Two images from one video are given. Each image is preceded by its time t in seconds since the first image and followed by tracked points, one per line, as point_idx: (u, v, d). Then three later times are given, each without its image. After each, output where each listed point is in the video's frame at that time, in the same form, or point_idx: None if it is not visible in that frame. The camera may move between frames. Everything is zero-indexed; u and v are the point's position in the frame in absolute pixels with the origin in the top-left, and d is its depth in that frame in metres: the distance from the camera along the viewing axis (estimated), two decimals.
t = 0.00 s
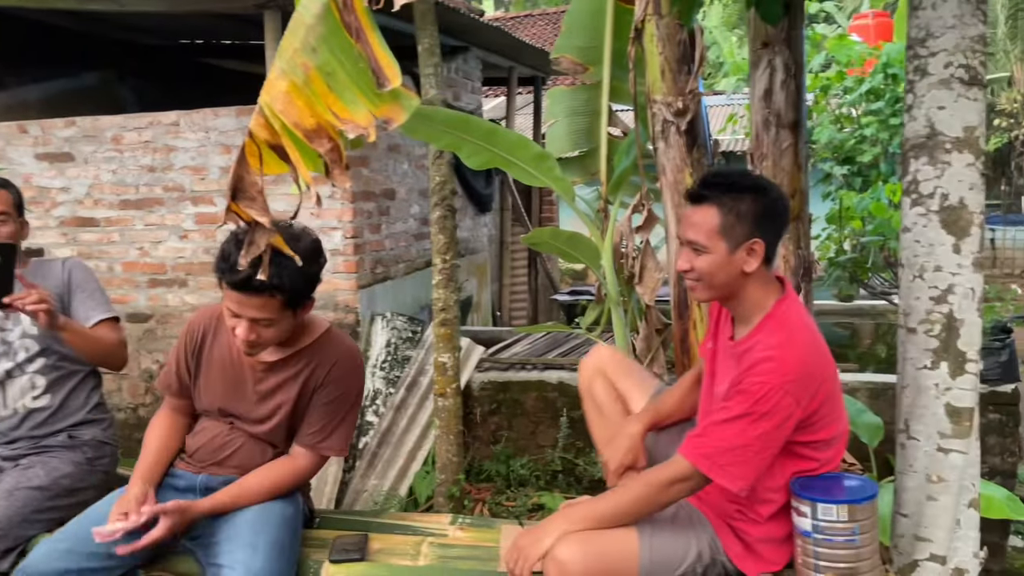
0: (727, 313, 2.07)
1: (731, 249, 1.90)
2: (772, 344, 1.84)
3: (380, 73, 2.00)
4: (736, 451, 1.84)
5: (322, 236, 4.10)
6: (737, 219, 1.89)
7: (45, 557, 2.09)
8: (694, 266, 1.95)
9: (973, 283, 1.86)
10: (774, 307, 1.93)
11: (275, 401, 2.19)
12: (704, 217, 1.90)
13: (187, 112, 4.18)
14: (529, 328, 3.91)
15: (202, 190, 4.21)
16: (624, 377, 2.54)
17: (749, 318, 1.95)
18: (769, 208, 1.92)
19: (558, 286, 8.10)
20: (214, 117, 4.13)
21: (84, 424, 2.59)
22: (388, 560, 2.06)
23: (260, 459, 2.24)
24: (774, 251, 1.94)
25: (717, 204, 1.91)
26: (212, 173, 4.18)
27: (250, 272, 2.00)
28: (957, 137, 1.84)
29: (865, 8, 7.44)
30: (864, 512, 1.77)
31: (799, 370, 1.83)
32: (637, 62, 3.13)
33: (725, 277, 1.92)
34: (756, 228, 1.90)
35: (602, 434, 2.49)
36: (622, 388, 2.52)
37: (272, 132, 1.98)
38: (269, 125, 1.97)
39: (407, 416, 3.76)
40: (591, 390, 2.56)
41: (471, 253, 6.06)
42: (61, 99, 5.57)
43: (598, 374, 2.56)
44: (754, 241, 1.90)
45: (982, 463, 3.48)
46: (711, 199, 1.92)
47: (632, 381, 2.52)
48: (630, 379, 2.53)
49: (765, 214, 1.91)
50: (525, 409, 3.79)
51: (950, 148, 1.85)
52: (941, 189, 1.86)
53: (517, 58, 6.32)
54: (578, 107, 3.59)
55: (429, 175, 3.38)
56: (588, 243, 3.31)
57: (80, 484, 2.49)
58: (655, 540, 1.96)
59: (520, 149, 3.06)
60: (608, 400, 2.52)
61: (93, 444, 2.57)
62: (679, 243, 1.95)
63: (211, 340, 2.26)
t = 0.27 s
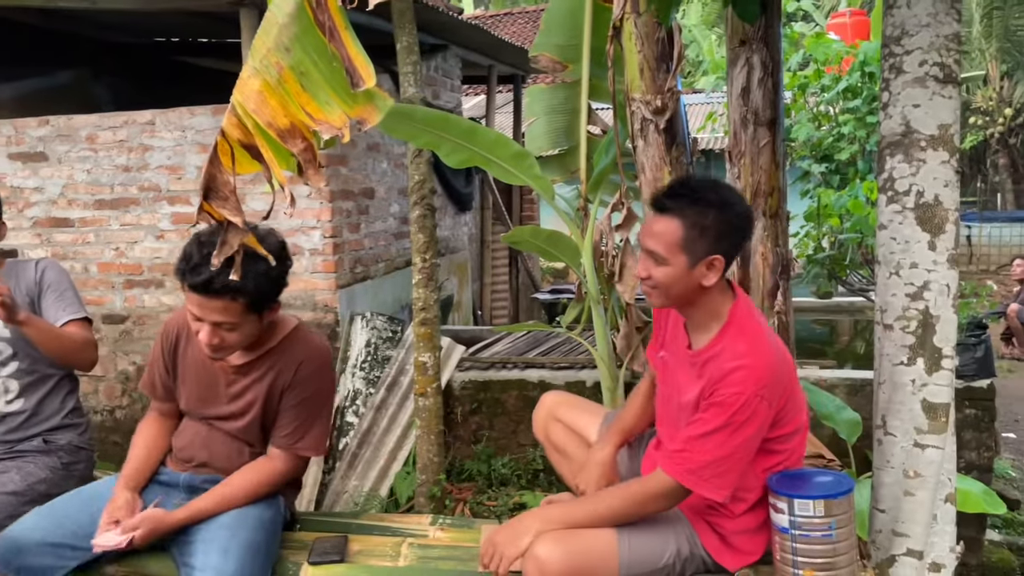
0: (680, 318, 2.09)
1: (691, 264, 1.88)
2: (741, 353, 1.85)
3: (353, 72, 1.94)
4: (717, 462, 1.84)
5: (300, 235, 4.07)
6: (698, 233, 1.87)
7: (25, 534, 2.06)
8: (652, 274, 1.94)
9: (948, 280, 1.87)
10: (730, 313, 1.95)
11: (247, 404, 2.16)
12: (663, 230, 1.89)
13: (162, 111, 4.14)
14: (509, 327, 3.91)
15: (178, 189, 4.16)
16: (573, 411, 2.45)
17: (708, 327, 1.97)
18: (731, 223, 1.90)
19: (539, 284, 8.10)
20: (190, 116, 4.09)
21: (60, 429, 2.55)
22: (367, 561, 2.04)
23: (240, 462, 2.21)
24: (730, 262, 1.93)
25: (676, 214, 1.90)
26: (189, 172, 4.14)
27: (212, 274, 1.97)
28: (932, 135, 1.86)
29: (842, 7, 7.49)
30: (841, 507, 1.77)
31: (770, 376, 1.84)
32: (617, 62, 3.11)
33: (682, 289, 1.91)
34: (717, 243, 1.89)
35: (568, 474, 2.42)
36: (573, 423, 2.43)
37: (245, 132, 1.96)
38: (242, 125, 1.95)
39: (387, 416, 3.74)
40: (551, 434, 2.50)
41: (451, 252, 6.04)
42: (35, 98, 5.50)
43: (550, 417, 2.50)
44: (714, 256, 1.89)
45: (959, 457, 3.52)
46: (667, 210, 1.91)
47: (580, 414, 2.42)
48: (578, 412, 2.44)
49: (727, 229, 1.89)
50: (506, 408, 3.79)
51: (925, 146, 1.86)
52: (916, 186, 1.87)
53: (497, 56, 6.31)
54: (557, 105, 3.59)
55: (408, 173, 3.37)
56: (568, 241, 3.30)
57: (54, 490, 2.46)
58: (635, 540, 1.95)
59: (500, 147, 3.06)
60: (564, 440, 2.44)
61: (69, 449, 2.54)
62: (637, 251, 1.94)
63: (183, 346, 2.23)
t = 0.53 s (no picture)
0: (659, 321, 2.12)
1: (656, 264, 1.92)
2: (715, 348, 1.85)
3: (349, 71, 1.92)
4: (697, 459, 1.84)
5: (298, 235, 4.07)
6: (660, 234, 1.91)
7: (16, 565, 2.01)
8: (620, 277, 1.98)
9: (947, 277, 1.87)
10: (703, 311, 1.97)
11: (228, 403, 2.12)
12: (627, 233, 1.92)
13: (160, 110, 4.13)
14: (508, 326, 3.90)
15: (176, 189, 4.16)
16: (577, 413, 2.41)
17: (683, 325, 2.00)
18: (694, 223, 1.95)
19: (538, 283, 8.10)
20: (188, 116, 4.08)
21: (58, 430, 2.54)
22: (366, 561, 2.03)
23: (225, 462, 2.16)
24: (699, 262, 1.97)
25: (641, 218, 1.93)
26: (186, 171, 4.13)
27: (172, 270, 1.94)
28: (930, 132, 1.85)
29: (840, 4, 7.49)
30: (841, 504, 1.77)
31: (745, 371, 1.84)
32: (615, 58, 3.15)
33: (651, 291, 1.95)
34: (680, 243, 1.93)
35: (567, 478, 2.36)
36: (576, 426, 2.39)
37: (240, 131, 1.95)
38: (238, 123, 1.95)
39: (386, 415, 3.74)
40: (549, 436, 2.44)
41: (450, 250, 6.04)
42: (32, 98, 5.49)
43: (550, 419, 2.45)
44: (678, 256, 1.93)
45: (958, 454, 3.52)
46: (632, 214, 1.94)
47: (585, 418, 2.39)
48: (583, 415, 2.40)
49: (689, 229, 1.93)
50: (504, 407, 3.79)
51: (923, 143, 1.86)
52: (915, 183, 1.87)
53: (494, 54, 6.31)
54: (555, 104, 3.58)
55: (406, 173, 3.36)
56: (566, 239, 3.29)
57: (53, 490, 2.45)
58: (630, 538, 1.94)
59: (497, 146, 3.05)
60: (564, 443, 2.39)
61: (67, 449, 2.53)
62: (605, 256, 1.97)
63: (156, 351, 2.17)
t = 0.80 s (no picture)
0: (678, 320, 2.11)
1: (670, 259, 1.92)
2: (723, 344, 1.84)
3: (368, 69, 1.93)
4: (701, 450, 1.82)
5: (315, 234, 4.09)
6: (674, 229, 1.91)
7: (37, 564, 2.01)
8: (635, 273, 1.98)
9: (968, 274, 1.86)
10: (717, 306, 1.96)
11: (230, 400, 2.08)
12: (640, 229, 1.93)
13: (177, 111, 4.16)
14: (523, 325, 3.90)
15: (194, 189, 4.19)
16: (598, 413, 2.33)
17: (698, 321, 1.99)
18: (708, 218, 1.94)
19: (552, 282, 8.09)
20: (205, 116, 4.11)
21: (76, 426, 2.56)
22: (384, 559, 2.03)
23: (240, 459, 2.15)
24: (715, 256, 1.96)
25: (653, 215, 1.93)
26: (204, 171, 4.16)
27: (143, 268, 1.93)
28: (950, 128, 1.84)
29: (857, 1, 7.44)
30: (861, 504, 1.76)
31: (753, 364, 1.82)
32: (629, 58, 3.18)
33: (666, 287, 1.95)
34: (695, 238, 1.92)
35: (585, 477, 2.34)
36: (597, 426, 2.30)
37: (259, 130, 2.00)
38: (257, 122, 1.99)
39: (403, 414, 3.76)
40: (567, 437, 2.34)
41: (465, 249, 6.05)
42: (50, 100, 5.55)
43: (568, 419, 2.35)
44: (693, 251, 1.92)
45: (978, 454, 3.49)
46: (644, 210, 1.94)
47: (607, 419, 2.31)
48: (605, 416, 2.32)
49: (703, 224, 1.93)
50: (520, 406, 3.79)
51: (944, 140, 1.84)
52: (935, 180, 1.85)
53: (508, 53, 6.30)
54: (570, 102, 3.57)
55: (421, 172, 3.37)
56: (581, 238, 3.28)
57: (73, 486, 2.47)
58: (650, 541, 1.93)
59: (512, 145, 3.05)
60: (584, 443, 2.29)
61: (86, 446, 2.55)
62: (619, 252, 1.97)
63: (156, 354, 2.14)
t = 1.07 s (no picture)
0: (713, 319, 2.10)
1: (703, 260, 1.91)
2: (747, 348, 1.82)
3: (405, 70, 2.04)
4: (717, 450, 1.81)
5: (345, 233, 4.12)
6: (708, 230, 1.90)
7: (77, 558, 2.03)
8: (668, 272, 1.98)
9: (1008, 274, 1.83)
10: (750, 308, 1.94)
11: (255, 398, 2.10)
12: (674, 228, 1.92)
13: (210, 111, 4.21)
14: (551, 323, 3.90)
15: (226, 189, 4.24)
16: (630, 412, 2.30)
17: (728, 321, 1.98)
18: (743, 220, 1.92)
19: (579, 281, 8.08)
20: (237, 116, 4.16)
21: (112, 420, 2.57)
22: (417, 556, 2.05)
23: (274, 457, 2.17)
24: (749, 258, 1.94)
25: (688, 215, 1.92)
26: (236, 171, 4.21)
27: (159, 269, 1.94)
28: (990, 126, 1.81)
29: None
30: (899, 505, 1.74)
31: (777, 368, 1.80)
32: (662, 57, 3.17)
33: (698, 287, 1.94)
34: (729, 239, 1.91)
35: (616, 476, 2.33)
36: (629, 425, 2.28)
37: (299, 129, 2.01)
38: (297, 122, 2.00)
39: (432, 412, 3.77)
40: (600, 435, 2.33)
41: (492, 248, 6.06)
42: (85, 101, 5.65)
43: (600, 416, 2.33)
44: (726, 252, 1.91)
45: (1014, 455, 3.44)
46: (679, 210, 1.93)
47: (639, 418, 2.28)
48: (637, 415, 2.29)
49: (738, 225, 1.91)
50: (548, 404, 3.79)
51: (983, 137, 1.82)
52: (974, 178, 1.83)
53: (536, 52, 6.30)
54: (599, 100, 3.57)
55: (451, 171, 3.38)
56: (610, 236, 3.27)
57: (109, 480, 2.48)
58: (685, 540, 1.94)
59: (541, 144, 3.06)
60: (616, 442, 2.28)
61: (122, 439, 2.56)
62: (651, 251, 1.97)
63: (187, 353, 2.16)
